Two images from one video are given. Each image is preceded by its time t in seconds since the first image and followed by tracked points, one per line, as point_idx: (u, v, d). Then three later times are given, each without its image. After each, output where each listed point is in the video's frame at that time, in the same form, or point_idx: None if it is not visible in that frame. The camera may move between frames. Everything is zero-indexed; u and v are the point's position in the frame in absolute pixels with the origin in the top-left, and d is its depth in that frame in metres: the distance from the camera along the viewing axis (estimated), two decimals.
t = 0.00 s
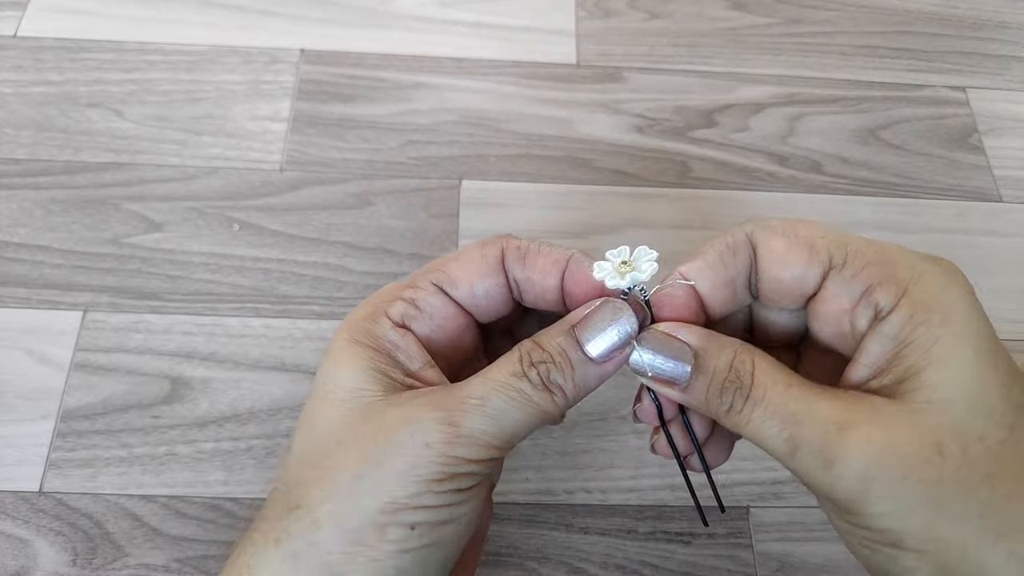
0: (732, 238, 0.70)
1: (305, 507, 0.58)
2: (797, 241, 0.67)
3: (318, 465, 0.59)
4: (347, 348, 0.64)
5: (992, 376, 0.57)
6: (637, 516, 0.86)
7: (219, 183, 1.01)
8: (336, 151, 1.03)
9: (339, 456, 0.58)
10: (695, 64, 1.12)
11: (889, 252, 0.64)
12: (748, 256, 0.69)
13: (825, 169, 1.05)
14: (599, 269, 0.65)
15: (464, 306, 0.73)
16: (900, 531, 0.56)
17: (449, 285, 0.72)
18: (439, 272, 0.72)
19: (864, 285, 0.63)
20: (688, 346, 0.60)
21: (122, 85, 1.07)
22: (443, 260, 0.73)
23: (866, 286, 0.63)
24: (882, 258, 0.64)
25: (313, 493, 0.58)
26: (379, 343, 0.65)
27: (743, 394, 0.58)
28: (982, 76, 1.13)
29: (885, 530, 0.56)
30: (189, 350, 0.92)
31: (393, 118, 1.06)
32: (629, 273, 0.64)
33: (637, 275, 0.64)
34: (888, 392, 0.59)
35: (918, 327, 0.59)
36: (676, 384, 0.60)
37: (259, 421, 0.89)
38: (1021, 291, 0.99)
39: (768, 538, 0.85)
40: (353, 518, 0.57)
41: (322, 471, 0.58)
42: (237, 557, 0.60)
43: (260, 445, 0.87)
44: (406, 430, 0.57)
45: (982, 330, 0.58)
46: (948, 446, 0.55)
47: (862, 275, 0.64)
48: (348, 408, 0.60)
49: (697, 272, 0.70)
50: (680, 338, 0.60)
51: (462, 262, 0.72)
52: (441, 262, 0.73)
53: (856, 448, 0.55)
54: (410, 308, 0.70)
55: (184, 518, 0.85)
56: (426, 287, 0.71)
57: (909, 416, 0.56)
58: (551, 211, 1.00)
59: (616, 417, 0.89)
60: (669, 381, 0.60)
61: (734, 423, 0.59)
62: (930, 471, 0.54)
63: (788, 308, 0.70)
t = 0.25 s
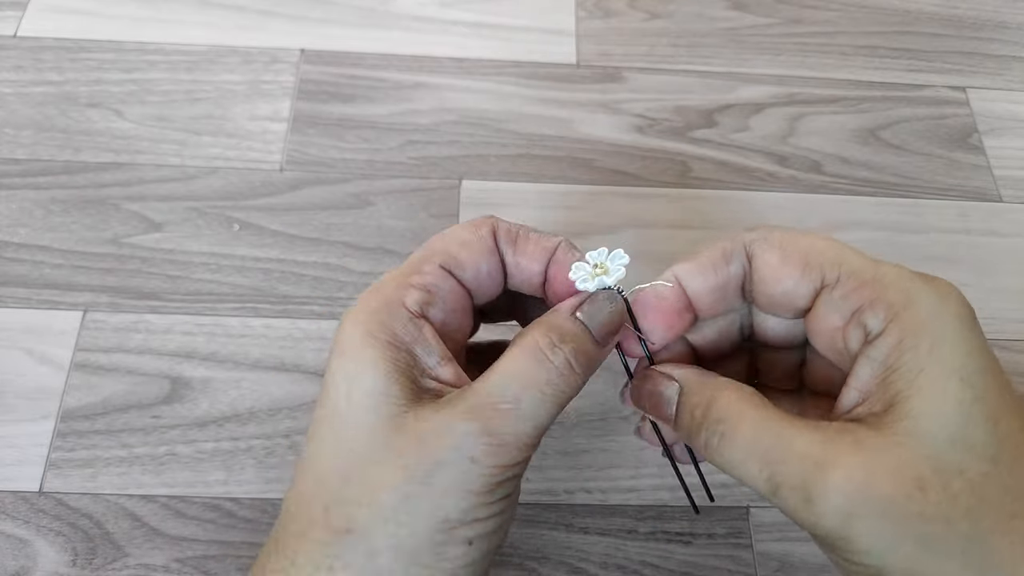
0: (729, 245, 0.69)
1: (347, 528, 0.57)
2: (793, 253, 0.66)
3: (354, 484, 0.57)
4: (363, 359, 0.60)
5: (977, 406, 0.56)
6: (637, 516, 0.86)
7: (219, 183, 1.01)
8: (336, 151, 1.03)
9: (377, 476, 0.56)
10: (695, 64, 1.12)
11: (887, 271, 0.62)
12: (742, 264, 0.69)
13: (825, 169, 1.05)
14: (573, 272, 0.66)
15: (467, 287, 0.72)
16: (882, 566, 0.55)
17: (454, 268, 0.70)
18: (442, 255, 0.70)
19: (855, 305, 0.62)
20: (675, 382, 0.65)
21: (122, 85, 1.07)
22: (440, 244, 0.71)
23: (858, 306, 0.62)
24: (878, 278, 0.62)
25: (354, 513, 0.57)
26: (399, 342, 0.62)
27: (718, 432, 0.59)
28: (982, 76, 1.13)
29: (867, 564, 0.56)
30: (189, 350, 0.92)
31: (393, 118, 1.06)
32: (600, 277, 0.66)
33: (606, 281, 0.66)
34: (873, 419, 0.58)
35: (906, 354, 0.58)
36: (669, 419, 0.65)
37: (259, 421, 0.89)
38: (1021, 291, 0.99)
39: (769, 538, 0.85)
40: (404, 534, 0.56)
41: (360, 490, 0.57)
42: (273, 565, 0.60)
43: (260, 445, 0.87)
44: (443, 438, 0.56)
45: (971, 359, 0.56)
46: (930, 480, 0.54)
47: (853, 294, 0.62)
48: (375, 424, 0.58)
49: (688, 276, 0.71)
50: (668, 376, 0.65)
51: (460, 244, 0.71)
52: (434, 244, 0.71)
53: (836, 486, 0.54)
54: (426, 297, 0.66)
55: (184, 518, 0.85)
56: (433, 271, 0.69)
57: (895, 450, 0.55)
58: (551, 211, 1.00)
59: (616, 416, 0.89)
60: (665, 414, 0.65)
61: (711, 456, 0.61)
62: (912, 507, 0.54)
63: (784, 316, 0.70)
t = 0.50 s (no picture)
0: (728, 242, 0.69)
1: (365, 533, 0.52)
2: (790, 247, 0.65)
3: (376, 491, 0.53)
4: (377, 361, 0.55)
5: (962, 408, 0.54)
6: (638, 516, 0.86)
7: (219, 182, 1.01)
8: (336, 151, 1.03)
9: (405, 482, 0.52)
10: (695, 64, 1.12)
11: (884, 270, 0.60)
12: (743, 262, 0.69)
13: (825, 169, 1.05)
14: (598, 271, 0.67)
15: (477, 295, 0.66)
16: (847, 559, 0.53)
17: (466, 276, 0.64)
18: (448, 262, 0.63)
19: (849, 303, 0.61)
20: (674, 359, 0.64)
21: (122, 85, 1.07)
22: (446, 248, 0.64)
23: (851, 303, 0.61)
24: (875, 276, 0.60)
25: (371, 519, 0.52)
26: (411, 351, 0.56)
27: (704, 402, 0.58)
28: (982, 76, 1.13)
29: (834, 554, 0.53)
30: (189, 350, 0.92)
31: (393, 118, 1.06)
32: (629, 273, 0.67)
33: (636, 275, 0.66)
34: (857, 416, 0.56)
35: (896, 352, 0.56)
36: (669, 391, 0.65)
37: (259, 421, 0.89)
38: (1021, 291, 0.99)
39: (769, 538, 0.85)
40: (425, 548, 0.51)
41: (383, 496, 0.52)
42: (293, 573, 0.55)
43: (260, 445, 0.87)
44: (476, 448, 0.52)
45: (960, 360, 0.55)
46: (909, 479, 0.52)
47: (848, 291, 0.61)
48: (398, 427, 0.53)
49: (693, 272, 0.72)
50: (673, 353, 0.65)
51: (470, 247, 0.65)
52: (442, 249, 0.64)
53: (813, 474, 0.52)
54: (435, 307, 0.60)
55: (184, 518, 0.85)
56: (438, 279, 0.62)
57: (878, 442, 0.53)
58: (551, 211, 1.00)
59: (617, 417, 0.89)
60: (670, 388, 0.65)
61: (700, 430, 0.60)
62: (889, 504, 0.52)
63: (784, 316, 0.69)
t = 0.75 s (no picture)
0: (731, 244, 0.68)
1: (382, 552, 0.52)
2: (794, 250, 0.63)
3: (388, 503, 0.53)
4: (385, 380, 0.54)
5: (958, 418, 0.52)
6: (638, 516, 0.86)
7: (219, 182, 1.01)
8: (336, 151, 1.03)
9: (420, 499, 0.52)
10: (695, 64, 1.12)
11: (887, 274, 0.58)
12: (746, 262, 0.68)
13: (825, 169, 1.05)
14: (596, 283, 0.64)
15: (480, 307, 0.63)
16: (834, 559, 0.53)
17: (471, 290, 0.61)
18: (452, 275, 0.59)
19: (853, 310, 0.59)
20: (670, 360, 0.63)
21: (122, 85, 1.07)
22: (448, 259, 0.60)
23: (856, 311, 0.59)
24: (877, 280, 0.58)
25: (383, 529, 0.53)
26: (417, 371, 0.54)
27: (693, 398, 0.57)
28: (982, 76, 1.13)
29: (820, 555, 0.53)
30: (189, 350, 0.92)
31: (393, 118, 1.06)
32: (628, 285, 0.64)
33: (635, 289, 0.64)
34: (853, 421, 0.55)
35: (893, 360, 0.55)
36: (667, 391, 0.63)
37: (259, 421, 0.89)
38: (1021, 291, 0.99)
39: (769, 538, 0.85)
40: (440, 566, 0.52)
41: (396, 508, 0.53)
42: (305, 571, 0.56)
43: (260, 444, 0.87)
44: (500, 473, 0.52)
45: (962, 368, 0.53)
46: (900, 487, 0.51)
47: (853, 298, 0.59)
48: (412, 445, 0.53)
49: (696, 275, 0.72)
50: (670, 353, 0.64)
51: (474, 258, 0.61)
52: (445, 258, 0.60)
53: (802, 478, 0.51)
54: (441, 325, 0.57)
55: (184, 518, 0.85)
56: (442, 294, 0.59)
57: (870, 449, 0.52)
58: (551, 211, 1.00)
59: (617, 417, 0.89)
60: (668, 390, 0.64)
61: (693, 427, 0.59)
62: (877, 512, 0.51)
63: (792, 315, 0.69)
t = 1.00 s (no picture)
0: (697, 260, 0.64)
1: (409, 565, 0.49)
2: (751, 278, 0.58)
3: (409, 508, 0.50)
4: (396, 387, 0.51)
5: (896, 481, 0.49)
6: (638, 516, 0.86)
7: (218, 182, 1.01)
8: (336, 151, 1.03)
9: (445, 501, 0.50)
10: (695, 64, 1.12)
11: (840, 317, 0.53)
12: (711, 281, 0.63)
13: (825, 169, 1.05)
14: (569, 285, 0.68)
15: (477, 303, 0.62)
16: None
17: (471, 290, 0.59)
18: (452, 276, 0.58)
19: (802, 351, 0.55)
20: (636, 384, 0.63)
21: (122, 85, 1.07)
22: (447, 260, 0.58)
23: (805, 352, 0.55)
24: (829, 322, 0.54)
25: (405, 539, 0.49)
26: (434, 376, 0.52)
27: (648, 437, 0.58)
28: (982, 76, 1.13)
29: None
30: (189, 350, 0.92)
31: (393, 118, 1.06)
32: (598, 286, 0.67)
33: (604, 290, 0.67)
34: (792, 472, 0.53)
35: (834, 414, 0.51)
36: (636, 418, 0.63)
37: (259, 422, 0.89)
38: (1022, 291, 0.99)
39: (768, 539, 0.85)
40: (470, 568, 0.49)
41: (417, 514, 0.50)
42: None
43: (260, 445, 0.87)
44: (526, 475, 0.51)
45: (908, 426, 0.50)
46: (829, 543, 0.50)
47: (802, 339, 0.55)
48: (437, 451, 0.50)
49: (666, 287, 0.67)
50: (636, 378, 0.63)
51: (470, 257, 0.59)
52: (440, 255, 0.58)
53: (733, 527, 0.52)
54: (451, 327, 0.55)
55: (184, 518, 0.85)
56: (445, 295, 0.57)
57: (802, 503, 0.50)
58: (551, 211, 1.00)
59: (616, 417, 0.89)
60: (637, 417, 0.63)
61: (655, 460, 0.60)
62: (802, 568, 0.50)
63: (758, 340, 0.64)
